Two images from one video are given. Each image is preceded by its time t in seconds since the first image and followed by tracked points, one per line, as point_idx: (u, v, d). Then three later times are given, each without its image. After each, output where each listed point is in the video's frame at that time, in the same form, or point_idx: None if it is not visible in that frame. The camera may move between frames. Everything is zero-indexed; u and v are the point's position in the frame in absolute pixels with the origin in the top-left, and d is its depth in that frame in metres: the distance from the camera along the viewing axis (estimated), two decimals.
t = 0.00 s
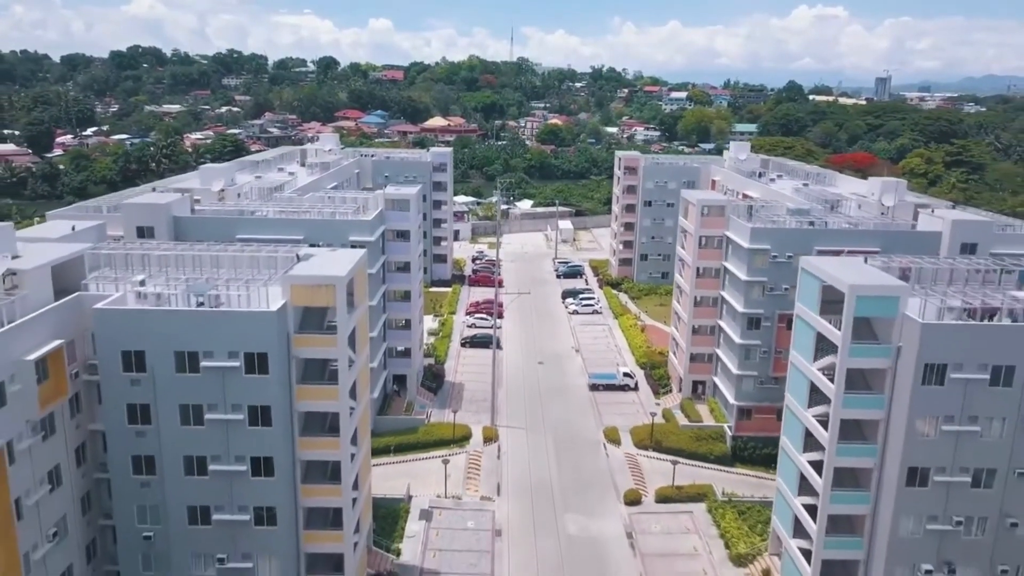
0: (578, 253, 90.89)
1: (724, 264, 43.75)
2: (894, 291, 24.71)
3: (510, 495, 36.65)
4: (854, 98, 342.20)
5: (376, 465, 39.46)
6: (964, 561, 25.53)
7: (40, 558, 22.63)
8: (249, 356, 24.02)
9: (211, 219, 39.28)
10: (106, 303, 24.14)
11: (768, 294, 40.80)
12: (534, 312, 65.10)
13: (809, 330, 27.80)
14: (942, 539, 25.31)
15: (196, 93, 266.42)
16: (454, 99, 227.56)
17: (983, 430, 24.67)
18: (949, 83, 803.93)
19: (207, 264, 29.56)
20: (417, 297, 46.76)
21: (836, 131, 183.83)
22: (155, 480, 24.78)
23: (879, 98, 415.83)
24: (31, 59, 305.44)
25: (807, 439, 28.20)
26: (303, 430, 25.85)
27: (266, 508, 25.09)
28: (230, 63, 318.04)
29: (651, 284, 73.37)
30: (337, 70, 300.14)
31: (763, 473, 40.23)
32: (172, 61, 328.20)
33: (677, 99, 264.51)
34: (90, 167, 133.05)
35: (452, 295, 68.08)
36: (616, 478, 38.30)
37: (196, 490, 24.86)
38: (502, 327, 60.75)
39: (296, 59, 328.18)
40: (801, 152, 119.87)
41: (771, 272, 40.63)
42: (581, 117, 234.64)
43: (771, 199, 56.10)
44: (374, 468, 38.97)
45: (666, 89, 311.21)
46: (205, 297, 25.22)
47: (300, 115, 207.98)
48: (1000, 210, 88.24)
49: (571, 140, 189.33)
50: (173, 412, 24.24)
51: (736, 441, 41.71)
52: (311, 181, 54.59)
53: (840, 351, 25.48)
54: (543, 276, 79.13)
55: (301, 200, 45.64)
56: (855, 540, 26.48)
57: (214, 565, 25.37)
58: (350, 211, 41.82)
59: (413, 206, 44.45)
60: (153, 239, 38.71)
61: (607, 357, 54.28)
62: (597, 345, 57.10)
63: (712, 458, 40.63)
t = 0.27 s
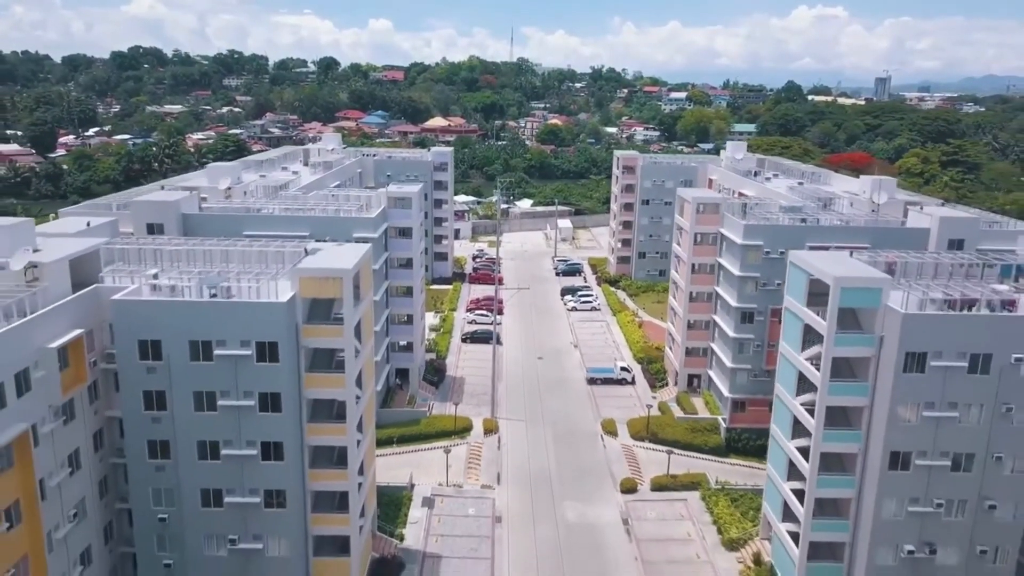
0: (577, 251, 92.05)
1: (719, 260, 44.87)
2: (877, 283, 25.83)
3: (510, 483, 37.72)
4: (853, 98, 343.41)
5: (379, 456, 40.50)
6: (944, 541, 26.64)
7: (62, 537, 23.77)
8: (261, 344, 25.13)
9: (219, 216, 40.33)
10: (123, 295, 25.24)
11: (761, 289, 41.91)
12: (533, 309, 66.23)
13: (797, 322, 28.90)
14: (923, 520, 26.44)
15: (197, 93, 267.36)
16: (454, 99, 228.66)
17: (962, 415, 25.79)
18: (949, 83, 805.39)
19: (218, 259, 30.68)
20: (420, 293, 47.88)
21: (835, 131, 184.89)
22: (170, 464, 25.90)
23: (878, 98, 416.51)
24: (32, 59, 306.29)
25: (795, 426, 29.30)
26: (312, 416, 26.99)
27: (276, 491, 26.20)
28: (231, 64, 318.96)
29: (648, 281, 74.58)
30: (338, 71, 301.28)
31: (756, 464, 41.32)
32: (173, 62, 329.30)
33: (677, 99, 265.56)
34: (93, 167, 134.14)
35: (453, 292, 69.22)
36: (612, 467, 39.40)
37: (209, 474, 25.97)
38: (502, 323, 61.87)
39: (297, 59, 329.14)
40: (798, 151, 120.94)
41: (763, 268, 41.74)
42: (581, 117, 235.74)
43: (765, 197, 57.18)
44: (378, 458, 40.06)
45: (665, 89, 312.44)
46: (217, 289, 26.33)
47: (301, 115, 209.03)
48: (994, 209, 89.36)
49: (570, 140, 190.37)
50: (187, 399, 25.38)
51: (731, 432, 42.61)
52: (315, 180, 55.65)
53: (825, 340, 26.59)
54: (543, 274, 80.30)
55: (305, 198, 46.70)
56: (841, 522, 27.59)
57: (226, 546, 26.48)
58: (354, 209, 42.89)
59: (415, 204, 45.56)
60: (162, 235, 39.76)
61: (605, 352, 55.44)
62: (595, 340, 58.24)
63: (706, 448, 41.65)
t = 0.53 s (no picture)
0: (576, 250, 93.21)
1: (713, 256, 45.96)
2: (861, 275, 26.96)
3: (509, 472, 38.84)
4: (852, 99, 344.51)
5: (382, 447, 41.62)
6: (926, 524, 27.74)
7: (80, 518, 24.87)
8: (271, 334, 26.25)
9: (226, 213, 41.42)
10: (139, 286, 26.35)
11: (754, 285, 42.98)
12: (533, 305, 67.37)
13: (786, 314, 30.03)
14: (905, 503, 27.55)
15: (198, 94, 268.43)
16: (454, 99, 229.74)
17: (943, 402, 26.90)
18: (948, 83, 806.53)
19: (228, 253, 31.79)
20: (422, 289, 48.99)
21: (833, 131, 185.97)
22: (183, 449, 27.02)
23: (878, 98, 417.63)
24: (34, 60, 307.42)
25: (784, 414, 30.41)
26: (319, 404, 28.09)
27: (285, 476, 27.31)
28: (231, 65, 320.05)
29: (646, 279, 75.73)
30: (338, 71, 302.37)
31: (749, 454, 42.42)
32: (173, 62, 330.49)
33: (676, 99, 266.72)
34: (96, 167, 135.28)
35: (454, 290, 70.36)
36: (609, 457, 40.53)
37: (220, 459, 27.07)
38: (502, 319, 62.97)
39: (297, 59, 330.30)
40: (795, 151, 122.06)
41: (756, 264, 42.83)
42: (580, 117, 236.97)
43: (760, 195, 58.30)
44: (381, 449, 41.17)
45: (665, 89, 313.62)
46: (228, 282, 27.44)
47: (302, 115, 210.22)
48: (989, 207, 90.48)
49: (570, 140, 191.52)
50: (200, 386, 26.49)
51: (725, 424, 43.74)
52: (318, 179, 56.73)
53: (812, 330, 27.71)
54: (542, 272, 81.47)
55: (310, 197, 47.81)
56: (828, 506, 28.68)
57: (237, 528, 27.61)
58: (358, 206, 44.01)
59: (416, 202, 46.67)
60: (171, 232, 40.84)
61: (603, 347, 56.58)
62: (593, 336, 59.38)
63: (701, 439, 42.76)
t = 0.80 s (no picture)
0: (575, 248, 94.32)
1: (708, 253, 47.02)
2: (846, 268, 28.05)
3: (508, 462, 39.92)
4: (851, 99, 345.52)
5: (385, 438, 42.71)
6: (910, 508, 28.85)
7: (97, 501, 25.94)
8: (279, 325, 27.32)
9: (232, 211, 42.47)
10: (152, 279, 27.43)
11: (748, 280, 44.06)
12: (533, 302, 68.47)
13: (775, 307, 31.12)
14: (890, 488, 28.63)
15: (199, 94, 269.57)
16: (454, 100, 230.79)
17: (925, 390, 27.98)
18: (947, 83, 807.53)
19: (236, 249, 32.89)
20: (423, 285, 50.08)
21: (831, 131, 186.97)
22: (195, 436, 28.09)
23: (877, 99, 418.42)
24: (35, 60, 308.53)
25: (774, 403, 31.47)
26: (325, 393, 29.16)
27: (292, 462, 28.38)
28: (232, 65, 321.24)
29: (644, 276, 76.83)
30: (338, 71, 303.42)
31: (743, 446, 43.48)
32: (174, 63, 331.68)
33: (676, 99, 267.75)
34: (99, 167, 136.41)
35: (454, 287, 71.45)
36: (606, 448, 41.60)
37: (231, 445, 28.14)
38: (502, 316, 64.06)
39: (298, 60, 331.41)
40: (791, 151, 123.10)
41: (750, 260, 43.92)
42: (580, 117, 238.06)
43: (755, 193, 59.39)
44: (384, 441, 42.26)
45: (664, 90, 314.71)
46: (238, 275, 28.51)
47: (303, 116, 211.34)
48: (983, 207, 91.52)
49: (570, 141, 192.62)
50: (211, 375, 27.57)
51: (719, 416, 44.76)
52: (321, 178, 57.78)
53: (800, 321, 28.79)
54: (542, 269, 82.60)
55: (313, 195, 48.87)
56: (816, 491, 29.75)
57: (247, 513, 28.69)
58: (360, 204, 45.07)
59: (417, 200, 47.71)
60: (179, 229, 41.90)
61: (601, 343, 57.67)
62: (591, 332, 60.49)
63: (695, 431, 43.80)
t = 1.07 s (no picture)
0: (574, 247, 95.40)
1: (703, 250, 48.09)
2: (832, 262, 29.13)
3: (508, 453, 41.01)
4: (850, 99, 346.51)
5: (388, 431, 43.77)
6: (894, 493, 29.94)
7: (112, 486, 27.01)
8: (287, 317, 28.43)
9: (238, 209, 43.52)
10: (165, 273, 28.53)
11: (741, 276, 45.14)
12: (532, 300, 69.56)
13: (766, 300, 32.18)
14: (875, 475, 29.72)
15: (200, 95, 270.63)
16: (455, 100, 231.86)
17: (909, 380, 29.07)
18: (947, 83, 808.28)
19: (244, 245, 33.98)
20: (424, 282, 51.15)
21: (830, 131, 188.01)
22: (206, 424, 29.20)
23: (877, 99, 419.13)
24: (36, 61, 309.59)
25: (764, 394, 32.54)
26: (330, 383, 30.25)
27: (299, 449, 29.46)
28: (233, 66, 322.39)
29: (642, 274, 77.93)
30: (339, 72, 304.44)
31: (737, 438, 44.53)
32: (175, 64, 332.84)
33: (675, 99, 268.80)
34: (102, 167, 137.46)
35: (455, 285, 72.53)
36: (603, 440, 42.69)
37: (240, 433, 29.23)
38: (501, 313, 65.14)
39: (298, 60, 332.50)
40: (789, 151, 124.23)
41: (743, 256, 45.02)
42: (579, 117, 239.08)
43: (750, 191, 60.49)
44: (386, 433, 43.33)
45: (664, 90, 315.74)
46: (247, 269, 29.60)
47: (304, 116, 212.44)
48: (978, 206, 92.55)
49: (569, 141, 193.69)
50: (222, 365, 28.68)
51: (714, 409, 45.81)
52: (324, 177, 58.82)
53: (788, 314, 29.85)
54: (541, 268, 83.71)
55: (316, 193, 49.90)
56: (804, 478, 30.80)
57: (255, 498, 29.77)
58: (363, 202, 46.10)
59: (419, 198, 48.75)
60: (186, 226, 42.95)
61: (598, 339, 58.76)
62: (590, 328, 61.59)
63: (690, 424, 44.85)
